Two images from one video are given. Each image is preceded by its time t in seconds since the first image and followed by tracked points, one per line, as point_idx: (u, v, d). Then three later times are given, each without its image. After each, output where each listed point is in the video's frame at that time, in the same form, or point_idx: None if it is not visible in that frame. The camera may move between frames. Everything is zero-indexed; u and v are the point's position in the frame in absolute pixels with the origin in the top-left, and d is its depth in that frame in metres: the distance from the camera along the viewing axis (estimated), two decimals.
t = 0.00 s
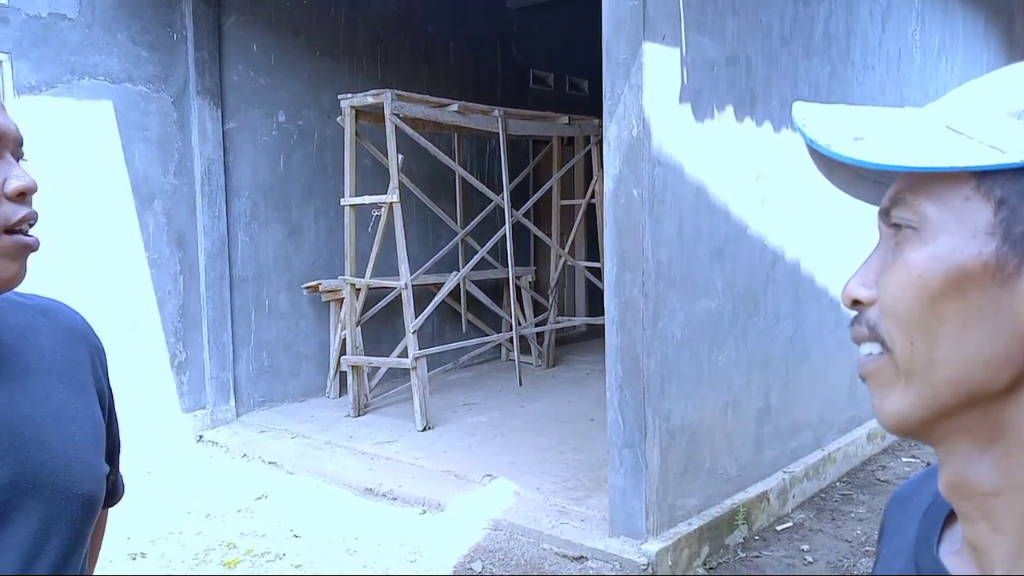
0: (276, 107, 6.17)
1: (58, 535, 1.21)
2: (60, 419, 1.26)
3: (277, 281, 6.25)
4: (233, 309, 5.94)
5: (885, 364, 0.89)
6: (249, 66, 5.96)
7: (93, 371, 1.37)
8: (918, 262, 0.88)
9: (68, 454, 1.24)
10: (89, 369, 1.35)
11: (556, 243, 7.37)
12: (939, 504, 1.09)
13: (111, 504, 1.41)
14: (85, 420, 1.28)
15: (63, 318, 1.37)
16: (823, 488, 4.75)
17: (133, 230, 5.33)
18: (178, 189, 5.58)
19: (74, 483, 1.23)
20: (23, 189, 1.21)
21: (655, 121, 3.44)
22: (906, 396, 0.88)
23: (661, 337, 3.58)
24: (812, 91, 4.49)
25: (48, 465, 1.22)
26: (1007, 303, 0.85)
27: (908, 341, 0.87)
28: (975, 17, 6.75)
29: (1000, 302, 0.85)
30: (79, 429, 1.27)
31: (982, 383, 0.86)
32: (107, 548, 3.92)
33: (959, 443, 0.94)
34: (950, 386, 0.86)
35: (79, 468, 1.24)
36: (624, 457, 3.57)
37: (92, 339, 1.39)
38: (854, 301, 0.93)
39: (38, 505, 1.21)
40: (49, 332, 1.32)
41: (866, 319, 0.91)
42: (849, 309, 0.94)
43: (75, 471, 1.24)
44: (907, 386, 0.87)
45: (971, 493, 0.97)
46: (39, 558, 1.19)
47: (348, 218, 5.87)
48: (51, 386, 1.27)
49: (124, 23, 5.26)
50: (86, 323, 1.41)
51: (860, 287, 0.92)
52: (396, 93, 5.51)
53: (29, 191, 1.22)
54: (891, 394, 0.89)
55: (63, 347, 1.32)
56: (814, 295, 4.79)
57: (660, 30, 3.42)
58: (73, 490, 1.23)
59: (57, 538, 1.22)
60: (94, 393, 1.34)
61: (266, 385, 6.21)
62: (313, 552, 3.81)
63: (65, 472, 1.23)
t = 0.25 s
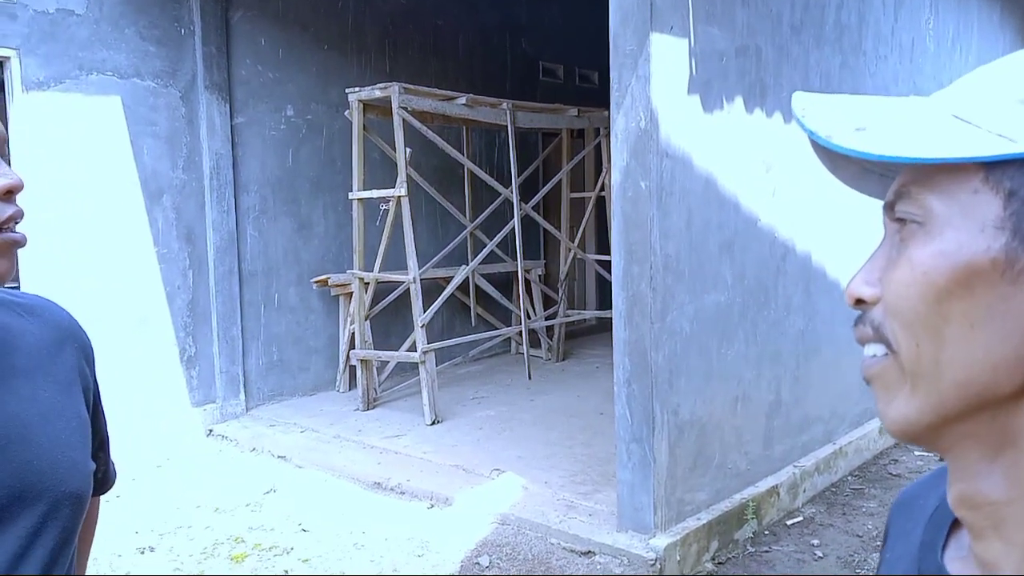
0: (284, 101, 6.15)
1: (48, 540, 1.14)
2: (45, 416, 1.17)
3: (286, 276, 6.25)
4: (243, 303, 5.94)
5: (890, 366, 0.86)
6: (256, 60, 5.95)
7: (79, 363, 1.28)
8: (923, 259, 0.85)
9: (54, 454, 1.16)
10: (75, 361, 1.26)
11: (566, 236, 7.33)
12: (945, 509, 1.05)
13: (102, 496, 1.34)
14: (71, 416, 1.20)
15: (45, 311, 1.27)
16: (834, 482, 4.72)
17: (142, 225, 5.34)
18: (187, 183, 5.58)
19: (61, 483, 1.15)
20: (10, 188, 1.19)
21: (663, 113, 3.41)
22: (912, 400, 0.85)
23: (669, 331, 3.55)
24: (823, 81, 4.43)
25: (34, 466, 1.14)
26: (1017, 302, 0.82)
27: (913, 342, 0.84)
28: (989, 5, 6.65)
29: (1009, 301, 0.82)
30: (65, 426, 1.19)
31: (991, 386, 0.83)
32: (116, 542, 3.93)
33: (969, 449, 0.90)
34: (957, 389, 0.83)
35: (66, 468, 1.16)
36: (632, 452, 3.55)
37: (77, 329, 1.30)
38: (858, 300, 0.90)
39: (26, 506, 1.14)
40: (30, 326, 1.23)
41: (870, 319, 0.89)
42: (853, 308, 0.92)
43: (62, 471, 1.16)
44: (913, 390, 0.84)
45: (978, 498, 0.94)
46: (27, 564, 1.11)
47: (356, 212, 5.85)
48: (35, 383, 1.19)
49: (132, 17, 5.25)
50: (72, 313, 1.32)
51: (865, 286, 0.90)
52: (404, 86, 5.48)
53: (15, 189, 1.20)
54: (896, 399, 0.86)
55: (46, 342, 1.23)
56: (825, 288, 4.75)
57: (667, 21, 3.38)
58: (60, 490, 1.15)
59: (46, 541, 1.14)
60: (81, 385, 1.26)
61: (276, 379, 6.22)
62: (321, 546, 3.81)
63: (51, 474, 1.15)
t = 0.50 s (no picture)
0: (292, 100, 6.15)
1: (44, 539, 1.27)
2: (40, 425, 1.31)
3: (295, 275, 6.24)
4: (251, 303, 5.95)
5: (881, 380, 0.83)
6: (264, 60, 5.95)
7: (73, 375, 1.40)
8: (913, 268, 0.81)
9: (48, 460, 1.29)
10: (70, 374, 1.38)
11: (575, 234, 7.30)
12: (949, 519, 1.01)
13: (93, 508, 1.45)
14: (65, 425, 1.33)
15: (43, 319, 1.39)
16: (845, 482, 4.67)
17: (151, 225, 5.36)
18: (196, 183, 5.59)
19: (55, 489, 1.29)
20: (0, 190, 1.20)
21: (670, 110, 3.38)
22: (905, 416, 0.81)
23: (677, 330, 3.53)
24: (833, 78, 4.39)
25: (27, 473, 1.27)
26: (1011, 312, 0.79)
27: (903, 355, 0.80)
28: None
29: (1003, 311, 0.79)
30: (57, 435, 1.32)
31: (986, 400, 0.80)
32: (124, 541, 3.94)
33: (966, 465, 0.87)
34: (952, 404, 0.79)
35: (59, 475, 1.29)
36: (640, 452, 3.53)
37: (73, 340, 1.42)
38: (848, 311, 0.87)
39: (19, 509, 1.27)
40: (28, 336, 1.35)
41: (860, 330, 0.85)
42: (842, 319, 0.88)
43: (55, 478, 1.29)
44: (905, 404, 0.81)
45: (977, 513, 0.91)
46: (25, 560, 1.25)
47: (364, 211, 5.84)
48: (30, 393, 1.32)
49: (140, 17, 5.26)
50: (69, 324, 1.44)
51: (854, 295, 0.86)
52: (411, 85, 5.47)
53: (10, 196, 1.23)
54: (888, 414, 0.83)
55: (45, 353, 1.36)
56: (836, 286, 4.70)
57: (674, 17, 3.35)
58: (53, 495, 1.28)
59: (38, 543, 1.27)
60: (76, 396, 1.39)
61: (285, 378, 6.22)
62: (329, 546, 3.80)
63: (47, 477, 1.28)
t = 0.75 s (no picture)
0: (312, 103, 6.18)
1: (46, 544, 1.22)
2: (43, 426, 1.26)
3: (314, 276, 6.27)
4: (271, 304, 5.98)
5: (864, 399, 0.82)
6: (284, 62, 5.99)
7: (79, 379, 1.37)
8: (894, 284, 0.80)
9: (51, 462, 1.24)
10: (75, 377, 1.35)
11: (593, 236, 7.27)
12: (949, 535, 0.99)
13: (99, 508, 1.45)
14: (70, 427, 1.28)
15: (50, 323, 1.37)
16: (865, 489, 4.62)
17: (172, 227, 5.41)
18: (216, 185, 5.64)
19: (58, 490, 1.23)
20: (12, 200, 1.22)
21: (688, 113, 3.35)
22: (889, 436, 0.80)
23: (694, 334, 3.50)
24: (853, 79, 4.34)
25: (31, 473, 1.22)
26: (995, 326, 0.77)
27: (886, 374, 0.79)
28: None
29: (985, 327, 0.77)
30: (61, 437, 1.27)
31: (973, 417, 0.78)
32: (143, 540, 3.98)
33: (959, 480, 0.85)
34: (936, 423, 0.78)
35: (62, 476, 1.24)
36: (656, 456, 3.51)
37: (79, 345, 1.39)
38: (835, 328, 0.86)
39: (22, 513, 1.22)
40: (35, 338, 1.33)
41: (845, 348, 0.84)
42: (830, 336, 0.87)
43: (59, 479, 1.24)
44: (890, 424, 0.80)
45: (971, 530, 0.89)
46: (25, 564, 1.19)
47: (382, 213, 5.86)
48: (35, 393, 1.27)
49: (161, 21, 5.31)
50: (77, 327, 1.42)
51: (840, 312, 0.85)
52: (429, 88, 5.48)
53: (18, 201, 1.23)
54: (874, 434, 0.82)
55: (50, 354, 1.32)
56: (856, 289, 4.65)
57: (692, 19, 3.33)
58: (56, 497, 1.23)
59: (42, 546, 1.22)
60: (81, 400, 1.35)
61: (304, 380, 6.25)
62: (345, 548, 3.81)
63: (49, 480, 1.23)
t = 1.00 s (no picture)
0: (329, 106, 6.21)
1: (50, 538, 1.26)
2: (52, 424, 1.29)
3: (330, 278, 6.29)
4: (287, 305, 6.01)
5: (849, 412, 0.80)
6: (302, 65, 6.02)
7: (89, 378, 1.40)
8: (877, 296, 0.78)
9: (58, 459, 1.27)
10: (85, 377, 1.39)
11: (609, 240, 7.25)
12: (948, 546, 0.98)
13: (102, 498, 1.47)
14: (78, 425, 1.33)
15: (61, 323, 1.41)
16: (882, 496, 4.57)
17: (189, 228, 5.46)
18: (233, 186, 5.68)
19: (65, 487, 1.27)
20: (23, 203, 1.27)
21: (704, 116, 3.34)
22: (876, 450, 0.79)
23: (709, 338, 3.48)
24: (872, 83, 4.30)
25: (40, 470, 1.26)
26: (978, 338, 0.74)
27: (870, 388, 0.78)
28: None
29: (969, 339, 0.74)
30: (70, 435, 1.31)
31: (959, 430, 0.76)
32: (157, 539, 4.00)
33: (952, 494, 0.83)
34: (920, 436, 0.76)
35: (71, 473, 1.28)
36: (669, 461, 3.49)
37: (89, 344, 1.43)
38: (821, 340, 0.84)
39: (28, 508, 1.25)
40: (46, 337, 1.36)
41: (831, 361, 0.83)
42: (817, 347, 0.86)
43: (67, 477, 1.27)
44: (876, 438, 0.78)
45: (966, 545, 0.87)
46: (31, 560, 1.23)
47: (398, 215, 5.88)
48: (45, 392, 1.31)
49: (180, 24, 5.36)
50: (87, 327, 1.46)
51: (825, 324, 0.84)
52: (445, 90, 5.49)
53: (29, 204, 1.28)
54: (861, 447, 0.81)
55: (60, 355, 1.36)
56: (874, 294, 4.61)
57: (708, 22, 3.32)
58: (64, 494, 1.27)
59: (48, 541, 1.26)
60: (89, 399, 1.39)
61: (319, 380, 6.27)
62: (357, 549, 3.81)
63: (56, 477, 1.26)
